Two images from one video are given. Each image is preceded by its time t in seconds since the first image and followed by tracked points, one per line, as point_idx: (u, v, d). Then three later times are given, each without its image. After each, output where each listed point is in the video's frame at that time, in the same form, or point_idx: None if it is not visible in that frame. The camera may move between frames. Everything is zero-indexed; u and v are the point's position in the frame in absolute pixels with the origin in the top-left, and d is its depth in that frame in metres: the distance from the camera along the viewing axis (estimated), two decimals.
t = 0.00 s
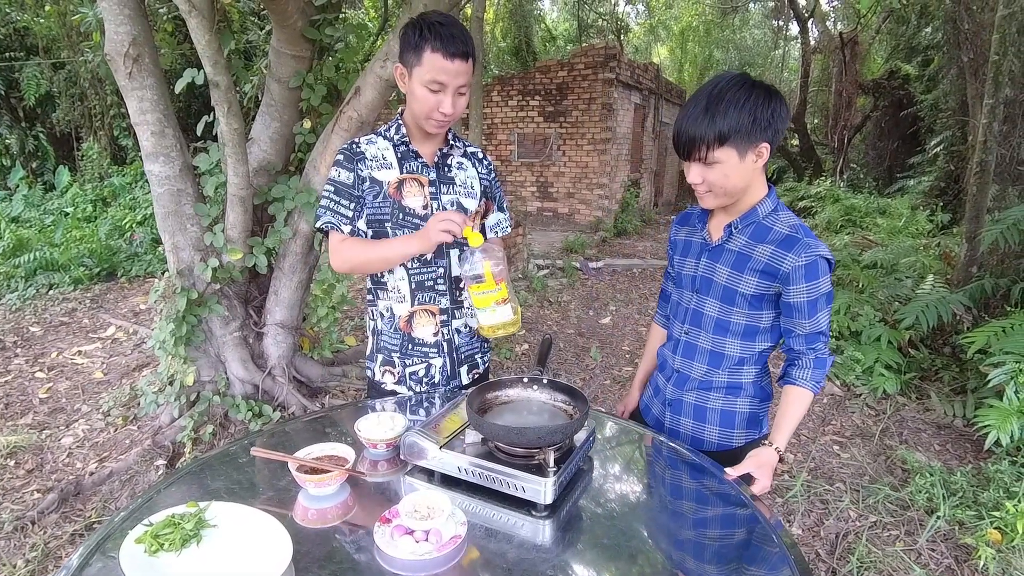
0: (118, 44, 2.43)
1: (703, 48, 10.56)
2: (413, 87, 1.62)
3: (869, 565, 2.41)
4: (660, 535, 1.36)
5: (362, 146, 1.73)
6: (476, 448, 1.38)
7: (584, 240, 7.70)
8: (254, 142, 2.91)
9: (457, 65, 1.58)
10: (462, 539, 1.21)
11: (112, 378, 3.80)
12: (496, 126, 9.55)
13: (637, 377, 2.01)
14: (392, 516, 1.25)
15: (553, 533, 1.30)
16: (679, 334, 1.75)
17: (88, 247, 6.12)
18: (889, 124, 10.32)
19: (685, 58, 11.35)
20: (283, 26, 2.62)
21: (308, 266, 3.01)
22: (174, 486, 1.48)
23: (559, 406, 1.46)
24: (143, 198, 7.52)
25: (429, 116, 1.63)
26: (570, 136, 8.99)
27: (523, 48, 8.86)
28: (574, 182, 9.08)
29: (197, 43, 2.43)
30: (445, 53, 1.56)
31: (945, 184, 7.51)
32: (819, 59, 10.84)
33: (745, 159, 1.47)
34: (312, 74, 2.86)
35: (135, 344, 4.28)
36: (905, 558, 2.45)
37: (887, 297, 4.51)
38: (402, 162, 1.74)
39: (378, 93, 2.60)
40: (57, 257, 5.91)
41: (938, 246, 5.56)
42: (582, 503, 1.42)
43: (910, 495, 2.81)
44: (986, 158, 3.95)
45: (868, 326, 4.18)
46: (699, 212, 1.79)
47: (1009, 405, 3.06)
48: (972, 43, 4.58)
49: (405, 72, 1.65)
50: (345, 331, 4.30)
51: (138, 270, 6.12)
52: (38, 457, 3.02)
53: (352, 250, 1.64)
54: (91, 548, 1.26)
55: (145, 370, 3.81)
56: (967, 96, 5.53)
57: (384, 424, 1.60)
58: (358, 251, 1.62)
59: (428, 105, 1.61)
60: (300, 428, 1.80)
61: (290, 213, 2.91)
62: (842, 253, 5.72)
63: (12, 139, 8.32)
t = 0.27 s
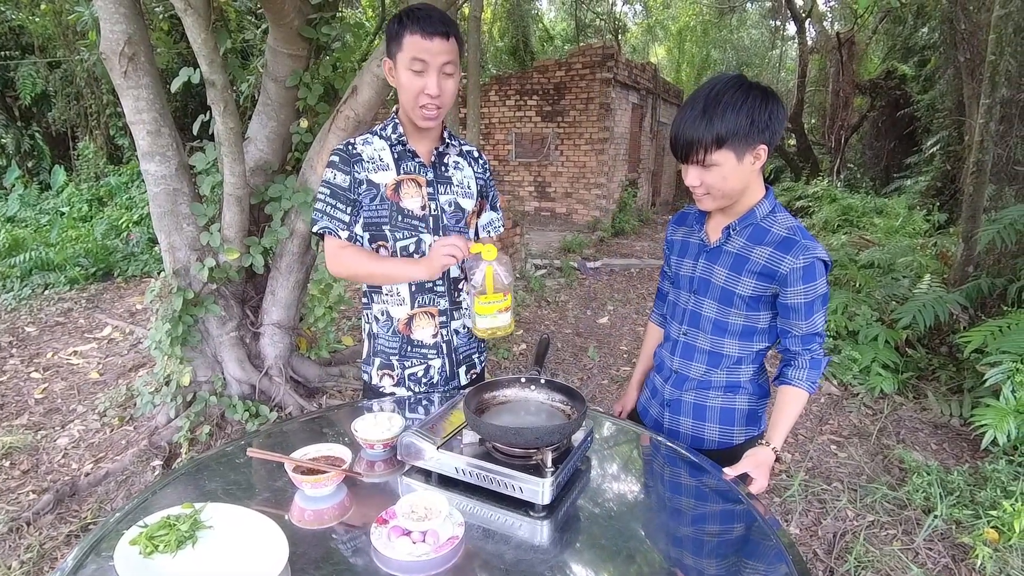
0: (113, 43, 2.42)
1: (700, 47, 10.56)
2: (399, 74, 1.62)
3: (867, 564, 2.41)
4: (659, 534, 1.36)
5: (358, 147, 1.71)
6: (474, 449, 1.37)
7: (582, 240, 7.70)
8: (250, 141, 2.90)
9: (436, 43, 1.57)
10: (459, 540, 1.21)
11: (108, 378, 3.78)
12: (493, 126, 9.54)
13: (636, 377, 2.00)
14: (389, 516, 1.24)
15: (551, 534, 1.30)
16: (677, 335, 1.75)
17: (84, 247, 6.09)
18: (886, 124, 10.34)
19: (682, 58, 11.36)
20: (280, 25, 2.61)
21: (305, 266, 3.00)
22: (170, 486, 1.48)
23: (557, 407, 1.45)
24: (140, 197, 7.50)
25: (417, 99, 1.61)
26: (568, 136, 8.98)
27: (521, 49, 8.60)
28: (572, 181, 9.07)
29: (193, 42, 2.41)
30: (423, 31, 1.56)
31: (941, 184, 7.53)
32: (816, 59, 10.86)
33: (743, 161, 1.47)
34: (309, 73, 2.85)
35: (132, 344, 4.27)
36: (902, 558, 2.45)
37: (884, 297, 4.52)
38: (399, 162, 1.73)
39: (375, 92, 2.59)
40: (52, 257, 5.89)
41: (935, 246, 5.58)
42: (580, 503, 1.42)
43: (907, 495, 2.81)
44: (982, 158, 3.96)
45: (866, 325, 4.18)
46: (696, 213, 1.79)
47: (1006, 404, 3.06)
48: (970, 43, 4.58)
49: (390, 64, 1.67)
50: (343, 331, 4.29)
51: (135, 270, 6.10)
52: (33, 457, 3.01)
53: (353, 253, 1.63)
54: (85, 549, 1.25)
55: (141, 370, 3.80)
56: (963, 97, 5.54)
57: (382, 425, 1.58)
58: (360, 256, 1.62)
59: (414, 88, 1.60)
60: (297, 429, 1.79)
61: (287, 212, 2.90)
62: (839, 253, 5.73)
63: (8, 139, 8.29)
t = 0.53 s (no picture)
0: (111, 41, 2.41)
1: (698, 47, 10.57)
2: (377, 72, 1.64)
3: (865, 562, 2.42)
4: (658, 531, 1.36)
5: (351, 146, 1.71)
6: (473, 447, 1.37)
7: (580, 239, 7.70)
8: (249, 140, 2.89)
9: (409, 33, 1.58)
10: (458, 539, 1.21)
11: (106, 377, 3.78)
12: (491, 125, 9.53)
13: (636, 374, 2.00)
14: (389, 515, 1.24)
15: (550, 532, 1.30)
16: (676, 334, 1.75)
17: (81, 246, 6.08)
18: (884, 123, 10.36)
19: (681, 58, 11.38)
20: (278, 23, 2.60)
21: (303, 265, 2.99)
22: (169, 485, 1.47)
23: (555, 405, 1.45)
24: (137, 196, 7.49)
25: (399, 90, 1.61)
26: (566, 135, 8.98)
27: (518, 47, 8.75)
28: (571, 180, 9.07)
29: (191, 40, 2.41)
30: (391, 24, 1.58)
31: (939, 183, 7.57)
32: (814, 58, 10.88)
33: (741, 160, 1.47)
34: (307, 71, 2.85)
35: (129, 343, 4.26)
36: (900, 556, 2.45)
37: (882, 296, 4.53)
38: (393, 160, 1.73)
39: (373, 91, 2.59)
40: (49, 256, 5.87)
41: (932, 245, 5.59)
42: (580, 501, 1.42)
43: (905, 493, 2.82)
44: (980, 157, 3.96)
45: (863, 324, 4.19)
46: (694, 212, 1.78)
47: (1003, 403, 3.06)
48: (967, 42, 4.59)
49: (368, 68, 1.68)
50: (341, 330, 4.29)
51: (132, 269, 6.09)
52: (31, 457, 3.00)
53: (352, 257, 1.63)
54: (84, 548, 1.25)
55: (139, 370, 3.79)
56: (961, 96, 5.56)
57: (380, 424, 1.59)
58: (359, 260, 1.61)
59: (394, 81, 1.60)
60: (297, 427, 1.79)
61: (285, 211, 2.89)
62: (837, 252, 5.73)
63: (5, 137, 8.27)
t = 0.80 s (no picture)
0: (110, 38, 2.40)
1: (698, 45, 10.56)
2: (365, 69, 1.63)
3: (864, 560, 2.42)
4: (658, 528, 1.36)
5: (341, 144, 1.69)
6: (473, 444, 1.37)
7: (580, 238, 7.69)
8: (248, 138, 2.89)
9: (396, 29, 1.58)
10: (460, 536, 1.21)
11: (105, 375, 3.77)
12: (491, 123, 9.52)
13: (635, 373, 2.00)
14: (389, 512, 1.24)
15: (551, 529, 1.30)
16: (676, 331, 1.74)
17: (80, 244, 6.07)
18: (884, 121, 10.35)
19: (681, 57, 11.37)
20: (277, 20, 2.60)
21: (303, 263, 2.99)
22: (169, 483, 1.47)
23: (557, 402, 1.45)
24: (136, 194, 7.48)
25: (386, 86, 1.60)
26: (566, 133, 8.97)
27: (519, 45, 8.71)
28: (570, 179, 9.06)
29: (190, 37, 2.40)
30: (377, 20, 1.57)
31: (938, 181, 7.60)
32: (814, 57, 10.88)
33: (742, 156, 1.46)
34: (306, 69, 2.84)
35: (129, 341, 4.26)
36: (900, 553, 2.46)
37: (882, 294, 4.52)
38: (384, 158, 1.73)
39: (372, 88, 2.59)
40: (48, 254, 5.87)
41: (931, 243, 5.59)
42: (581, 498, 1.42)
43: (905, 491, 2.82)
44: (980, 155, 3.96)
45: (863, 322, 4.19)
46: (693, 210, 1.78)
47: (1003, 401, 3.07)
48: (968, 41, 4.59)
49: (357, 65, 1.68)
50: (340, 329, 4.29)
51: (131, 268, 6.08)
52: (31, 455, 3.00)
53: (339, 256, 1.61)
54: (83, 546, 1.25)
55: (138, 368, 3.79)
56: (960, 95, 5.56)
57: (380, 421, 1.59)
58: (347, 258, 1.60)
59: (381, 78, 1.60)
60: (297, 425, 1.79)
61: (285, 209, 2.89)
62: (836, 251, 5.73)
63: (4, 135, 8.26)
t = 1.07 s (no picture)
0: (109, 37, 2.40)
1: (698, 44, 10.55)
2: (364, 72, 1.59)
3: (864, 559, 2.42)
4: (658, 527, 1.36)
5: (328, 149, 1.67)
6: (474, 444, 1.36)
7: (580, 237, 7.69)
8: (247, 137, 2.89)
9: (402, 38, 1.53)
10: (460, 536, 1.21)
11: (105, 374, 3.77)
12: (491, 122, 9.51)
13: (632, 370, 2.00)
14: (389, 512, 1.24)
15: (551, 529, 1.30)
16: (675, 331, 1.74)
17: (79, 243, 6.07)
18: (883, 120, 10.35)
19: (680, 56, 11.37)
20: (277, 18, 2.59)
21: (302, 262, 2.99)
22: (169, 483, 1.47)
23: (557, 402, 1.44)
24: (136, 193, 7.48)
25: (387, 97, 1.59)
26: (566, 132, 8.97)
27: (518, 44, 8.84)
28: (570, 178, 9.05)
29: (189, 36, 2.39)
30: (384, 28, 1.52)
31: (938, 180, 7.60)
32: (813, 56, 10.88)
33: (743, 155, 1.46)
34: (306, 68, 2.84)
35: (128, 340, 4.25)
36: (900, 553, 2.46)
37: (882, 293, 4.52)
38: (374, 160, 1.71)
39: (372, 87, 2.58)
40: (48, 253, 5.86)
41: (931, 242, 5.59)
42: (581, 498, 1.42)
43: (905, 490, 2.82)
44: (980, 154, 3.95)
45: (863, 322, 4.19)
46: (692, 209, 1.78)
47: (1002, 400, 3.07)
48: (968, 40, 4.58)
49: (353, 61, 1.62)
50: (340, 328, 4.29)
51: (131, 267, 6.08)
52: (30, 454, 3.00)
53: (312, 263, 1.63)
54: (83, 546, 1.25)
55: (138, 367, 3.79)
56: (960, 94, 5.57)
57: (381, 421, 1.58)
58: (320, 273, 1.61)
59: (383, 87, 1.57)
60: (296, 425, 1.79)
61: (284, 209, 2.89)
62: (836, 250, 5.73)
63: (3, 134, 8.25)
